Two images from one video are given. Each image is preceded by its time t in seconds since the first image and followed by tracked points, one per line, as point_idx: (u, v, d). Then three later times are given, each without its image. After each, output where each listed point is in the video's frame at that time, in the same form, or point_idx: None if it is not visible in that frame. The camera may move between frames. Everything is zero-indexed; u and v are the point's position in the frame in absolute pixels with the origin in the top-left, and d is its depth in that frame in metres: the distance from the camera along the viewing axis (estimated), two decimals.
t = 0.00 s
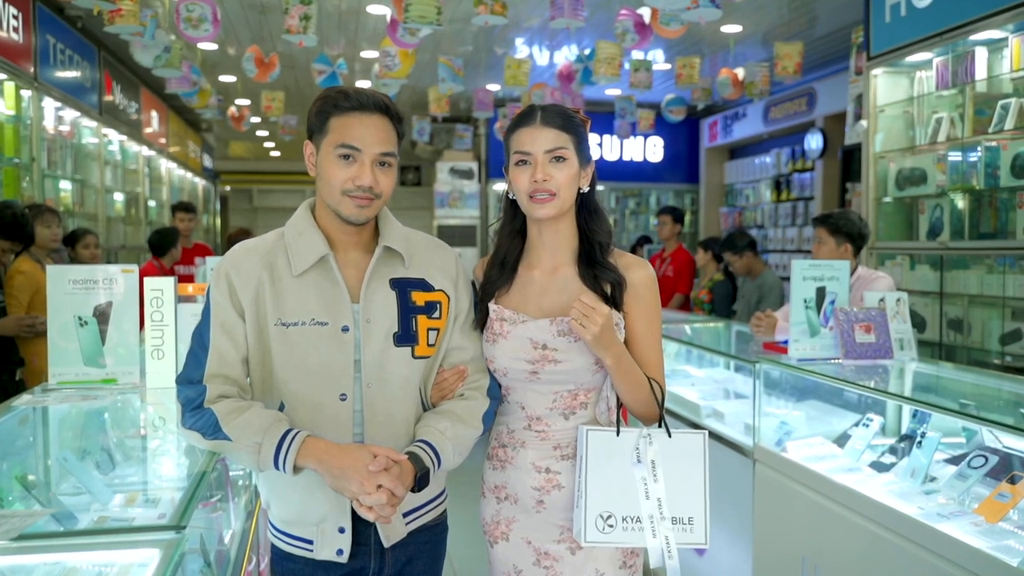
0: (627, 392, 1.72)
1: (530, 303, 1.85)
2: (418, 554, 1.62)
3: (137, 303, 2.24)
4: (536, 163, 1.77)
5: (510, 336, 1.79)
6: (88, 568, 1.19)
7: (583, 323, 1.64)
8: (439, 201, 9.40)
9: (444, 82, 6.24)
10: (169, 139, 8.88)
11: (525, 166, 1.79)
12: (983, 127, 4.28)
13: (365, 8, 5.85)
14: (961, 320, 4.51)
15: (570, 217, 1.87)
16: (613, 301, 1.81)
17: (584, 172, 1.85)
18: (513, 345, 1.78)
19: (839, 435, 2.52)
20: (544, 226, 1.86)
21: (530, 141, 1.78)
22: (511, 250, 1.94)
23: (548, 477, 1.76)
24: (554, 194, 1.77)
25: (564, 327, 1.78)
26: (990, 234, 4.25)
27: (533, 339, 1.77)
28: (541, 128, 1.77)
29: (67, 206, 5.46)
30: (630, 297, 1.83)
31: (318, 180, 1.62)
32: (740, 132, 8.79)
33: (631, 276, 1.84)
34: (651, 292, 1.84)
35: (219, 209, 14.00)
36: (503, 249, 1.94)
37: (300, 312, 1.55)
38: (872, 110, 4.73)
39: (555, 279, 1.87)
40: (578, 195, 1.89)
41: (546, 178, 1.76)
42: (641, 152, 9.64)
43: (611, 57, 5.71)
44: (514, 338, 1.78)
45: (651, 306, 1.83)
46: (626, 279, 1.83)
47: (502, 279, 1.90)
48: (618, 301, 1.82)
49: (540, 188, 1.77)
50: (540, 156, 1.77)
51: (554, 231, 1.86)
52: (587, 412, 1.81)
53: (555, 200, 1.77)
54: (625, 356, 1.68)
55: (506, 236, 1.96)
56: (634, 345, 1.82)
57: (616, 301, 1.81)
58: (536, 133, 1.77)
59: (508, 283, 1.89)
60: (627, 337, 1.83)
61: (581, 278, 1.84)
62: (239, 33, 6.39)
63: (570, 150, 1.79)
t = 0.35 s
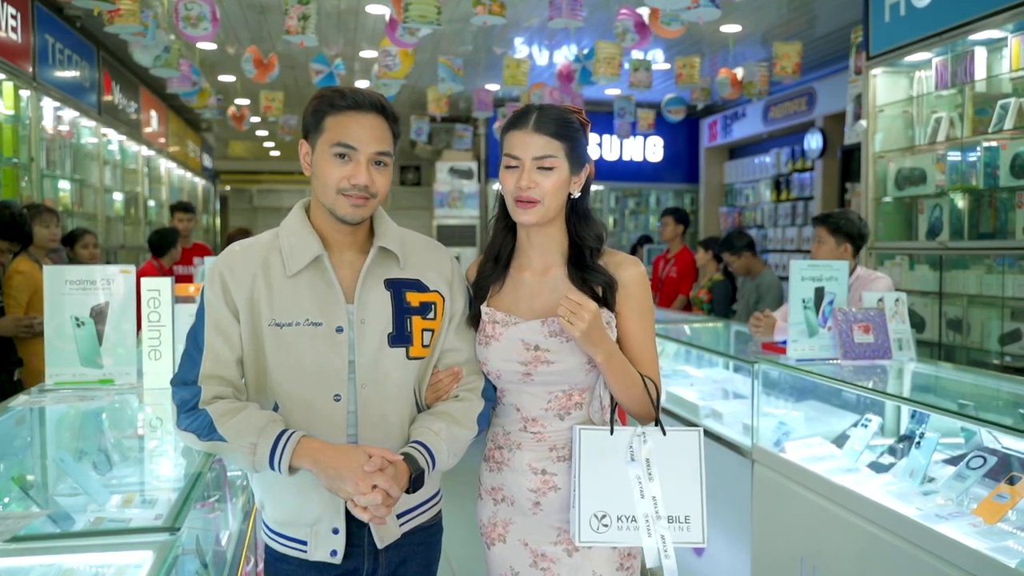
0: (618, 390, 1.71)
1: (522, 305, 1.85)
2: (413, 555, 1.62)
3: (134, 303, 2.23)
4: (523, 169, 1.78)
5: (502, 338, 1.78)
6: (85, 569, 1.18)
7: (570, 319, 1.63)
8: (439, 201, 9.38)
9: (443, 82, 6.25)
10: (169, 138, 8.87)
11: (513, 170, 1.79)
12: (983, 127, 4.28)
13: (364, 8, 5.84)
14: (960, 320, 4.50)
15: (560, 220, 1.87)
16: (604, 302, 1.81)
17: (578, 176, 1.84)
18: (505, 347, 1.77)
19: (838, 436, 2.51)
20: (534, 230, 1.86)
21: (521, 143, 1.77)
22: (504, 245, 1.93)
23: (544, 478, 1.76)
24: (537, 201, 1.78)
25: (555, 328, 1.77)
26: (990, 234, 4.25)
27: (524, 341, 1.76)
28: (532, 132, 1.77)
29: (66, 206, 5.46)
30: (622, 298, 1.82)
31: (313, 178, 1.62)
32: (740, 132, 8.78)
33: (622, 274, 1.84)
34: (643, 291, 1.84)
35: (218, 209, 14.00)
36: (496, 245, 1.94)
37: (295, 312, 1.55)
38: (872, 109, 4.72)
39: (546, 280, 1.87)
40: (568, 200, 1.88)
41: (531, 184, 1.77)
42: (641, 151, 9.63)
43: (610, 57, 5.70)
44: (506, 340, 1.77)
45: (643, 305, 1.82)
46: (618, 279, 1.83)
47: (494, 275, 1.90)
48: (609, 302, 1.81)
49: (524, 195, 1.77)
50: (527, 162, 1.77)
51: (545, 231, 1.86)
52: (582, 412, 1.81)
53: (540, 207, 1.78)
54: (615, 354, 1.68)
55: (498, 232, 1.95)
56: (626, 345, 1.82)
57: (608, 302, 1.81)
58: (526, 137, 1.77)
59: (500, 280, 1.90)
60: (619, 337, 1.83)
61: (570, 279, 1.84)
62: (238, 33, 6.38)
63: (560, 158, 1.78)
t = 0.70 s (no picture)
0: (622, 393, 1.70)
1: (523, 304, 1.84)
2: (411, 555, 1.61)
3: (132, 303, 2.22)
4: (534, 160, 1.76)
5: (504, 337, 1.78)
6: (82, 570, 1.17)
7: (576, 322, 1.63)
8: (439, 201, 9.37)
9: (443, 82, 6.24)
10: (169, 138, 8.87)
11: (522, 162, 1.78)
12: (984, 126, 4.26)
13: (364, 7, 5.84)
14: (961, 320, 4.49)
15: (567, 216, 1.86)
16: (608, 302, 1.80)
17: (583, 173, 1.84)
18: (506, 347, 1.77)
19: (838, 436, 2.50)
20: (540, 224, 1.85)
21: (529, 136, 1.77)
22: (506, 248, 1.92)
23: (543, 480, 1.75)
24: (551, 191, 1.76)
25: (557, 328, 1.77)
26: (991, 233, 4.23)
27: (526, 340, 1.76)
28: (539, 125, 1.76)
29: (65, 205, 5.46)
30: (625, 299, 1.82)
31: (311, 176, 1.61)
32: (740, 131, 8.77)
33: (626, 276, 1.83)
34: (647, 293, 1.83)
35: (218, 209, 13.99)
36: (498, 248, 1.93)
37: (291, 312, 1.55)
38: (873, 109, 4.71)
39: (548, 280, 1.86)
40: (576, 195, 1.87)
41: (543, 174, 1.75)
42: (641, 151, 9.62)
43: (610, 56, 5.70)
44: (507, 339, 1.77)
45: (646, 306, 1.82)
46: (621, 280, 1.82)
47: (496, 279, 1.89)
48: (613, 303, 1.80)
49: (535, 184, 1.76)
50: (538, 153, 1.76)
51: (549, 231, 1.85)
52: (582, 413, 1.80)
53: (553, 199, 1.76)
54: (618, 356, 1.67)
55: (501, 235, 1.95)
56: (629, 348, 1.81)
57: (611, 302, 1.80)
58: (533, 131, 1.76)
59: (502, 282, 1.89)
60: (622, 338, 1.82)
61: (575, 278, 1.83)
62: (238, 32, 6.37)
63: (569, 148, 1.78)
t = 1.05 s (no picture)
0: (619, 395, 1.69)
1: (522, 304, 1.84)
2: (404, 559, 1.61)
3: (123, 305, 2.20)
4: (533, 165, 1.76)
5: (502, 337, 1.78)
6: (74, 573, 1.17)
7: (575, 322, 1.62)
8: (438, 201, 9.35)
9: (441, 82, 6.23)
10: (167, 138, 8.87)
11: (522, 166, 1.77)
12: (981, 126, 4.25)
13: (361, 8, 5.83)
14: (958, 321, 4.48)
15: (567, 218, 1.86)
16: (606, 303, 1.80)
17: (583, 174, 1.83)
18: (505, 346, 1.77)
19: (835, 437, 2.50)
20: (539, 225, 1.84)
21: (528, 141, 1.76)
22: (505, 247, 1.93)
23: (539, 483, 1.75)
24: (552, 194, 1.75)
25: (556, 328, 1.76)
26: (989, 234, 4.23)
27: (524, 339, 1.76)
28: (537, 129, 1.76)
29: (62, 206, 5.45)
30: (624, 300, 1.80)
31: (303, 177, 1.60)
32: (740, 131, 8.76)
33: (625, 277, 1.82)
34: (645, 295, 1.82)
35: (217, 209, 14.02)
36: (498, 246, 1.94)
37: (282, 315, 1.54)
38: (870, 109, 4.70)
39: (548, 280, 1.85)
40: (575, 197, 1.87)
41: (542, 179, 1.75)
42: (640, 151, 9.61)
43: (608, 57, 5.70)
44: (506, 339, 1.77)
45: (644, 308, 1.80)
46: (619, 281, 1.81)
47: (495, 276, 1.90)
48: (611, 303, 1.80)
49: (534, 188, 1.75)
50: (537, 158, 1.75)
51: (548, 233, 1.84)
52: (579, 414, 1.79)
53: (552, 201, 1.76)
54: (616, 357, 1.66)
55: (500, 234, 1.95)
56: (628, 350, 1.80)
57: (609, 303, 1.80)
58: (531, 133, 1.76)
59: (501, 280, 1.90)
60: (620, 340, 1.81)
61: (574, 279, 1.83)
62: (236, 33, 6.37)
63: (568, 153, 1.77)
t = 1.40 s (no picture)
0: (607, 393, 1.67)
1: (517, 299, 1.83)
2: (393, 558, 1.60)
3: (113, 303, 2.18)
4: (522, 165, 1.75)
5: (497, 331, 1.76)
6: (59, 570, 1.16)
7: (552, 329, 1.59)
8: (436, 200, 9.34)
9: (438, 81, 6.22)
10: (165, 137, 8.86)
11: (512, 167, 1.77)
12: (978, 124, 4.24)
13: (358, 6, 5.82)
14: (955, 319, 4.47)
15: (561, 215, 1.84)
16: (601, 299, 1.78)
17: (577, 169, 1.82)
18: (499, 340, 1.75)
19: (829, 436, 2.49)
20: (534, 222, 1.83)
21: (518, 141, 1.75)
22: (502, 241, 1.93)
23: (529, 478, 1.72)
24: (541, 192, 1.75)
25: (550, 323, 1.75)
26: (986, 232, 4.21)
27: (518, 334, 1.74)
28: (529, 127, 1.75)
29: (59, 205, 5.45)
30: (618, 297, 1.79)
31: (294, 172, 1.60)
32: (738, 130, 8.75)
33: (620, 275, 1.80)
34: (639, 294, 1.80)
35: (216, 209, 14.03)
36: (495, 240, 1.94)
37: (272, 312, 1.53)
38: (866, 107, 4.69)
39: (543, 276, 1.83)
40: (569, 193, 1.85)
41: (531, 179, 1.74)
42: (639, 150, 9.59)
43: (605, 55, 5.69)
44: (500, 333, 1.75)
45: (638, 306, 1.79)
46: (614, 279, 1.79)
47: (491, 270, 1.90)
48: (606, 301, 1.78)
49: (524, 188, 1.75)
50: (525, 157, 1.74)
51: (544, 229, 1.83)
52: (571, 410, 1.75)
53: (542, 198, 1.75)
54: (601, 358, 1.64)
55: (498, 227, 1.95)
56: (620, 346, 1.79)
57: (603, 300, 1.78)
58: (522, 131, 1.75)
59: (497, 274, 1.90)
60: (613, 337, 1.79)
61: (568, 275, 1.81)
62: (233, 31, 6.37)
63: (558, 150, 1.75)
